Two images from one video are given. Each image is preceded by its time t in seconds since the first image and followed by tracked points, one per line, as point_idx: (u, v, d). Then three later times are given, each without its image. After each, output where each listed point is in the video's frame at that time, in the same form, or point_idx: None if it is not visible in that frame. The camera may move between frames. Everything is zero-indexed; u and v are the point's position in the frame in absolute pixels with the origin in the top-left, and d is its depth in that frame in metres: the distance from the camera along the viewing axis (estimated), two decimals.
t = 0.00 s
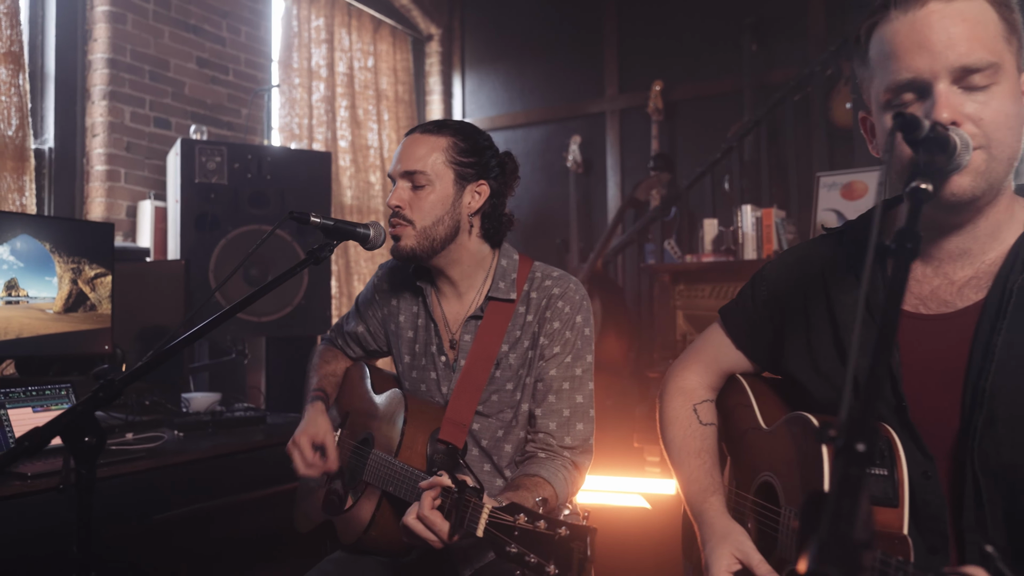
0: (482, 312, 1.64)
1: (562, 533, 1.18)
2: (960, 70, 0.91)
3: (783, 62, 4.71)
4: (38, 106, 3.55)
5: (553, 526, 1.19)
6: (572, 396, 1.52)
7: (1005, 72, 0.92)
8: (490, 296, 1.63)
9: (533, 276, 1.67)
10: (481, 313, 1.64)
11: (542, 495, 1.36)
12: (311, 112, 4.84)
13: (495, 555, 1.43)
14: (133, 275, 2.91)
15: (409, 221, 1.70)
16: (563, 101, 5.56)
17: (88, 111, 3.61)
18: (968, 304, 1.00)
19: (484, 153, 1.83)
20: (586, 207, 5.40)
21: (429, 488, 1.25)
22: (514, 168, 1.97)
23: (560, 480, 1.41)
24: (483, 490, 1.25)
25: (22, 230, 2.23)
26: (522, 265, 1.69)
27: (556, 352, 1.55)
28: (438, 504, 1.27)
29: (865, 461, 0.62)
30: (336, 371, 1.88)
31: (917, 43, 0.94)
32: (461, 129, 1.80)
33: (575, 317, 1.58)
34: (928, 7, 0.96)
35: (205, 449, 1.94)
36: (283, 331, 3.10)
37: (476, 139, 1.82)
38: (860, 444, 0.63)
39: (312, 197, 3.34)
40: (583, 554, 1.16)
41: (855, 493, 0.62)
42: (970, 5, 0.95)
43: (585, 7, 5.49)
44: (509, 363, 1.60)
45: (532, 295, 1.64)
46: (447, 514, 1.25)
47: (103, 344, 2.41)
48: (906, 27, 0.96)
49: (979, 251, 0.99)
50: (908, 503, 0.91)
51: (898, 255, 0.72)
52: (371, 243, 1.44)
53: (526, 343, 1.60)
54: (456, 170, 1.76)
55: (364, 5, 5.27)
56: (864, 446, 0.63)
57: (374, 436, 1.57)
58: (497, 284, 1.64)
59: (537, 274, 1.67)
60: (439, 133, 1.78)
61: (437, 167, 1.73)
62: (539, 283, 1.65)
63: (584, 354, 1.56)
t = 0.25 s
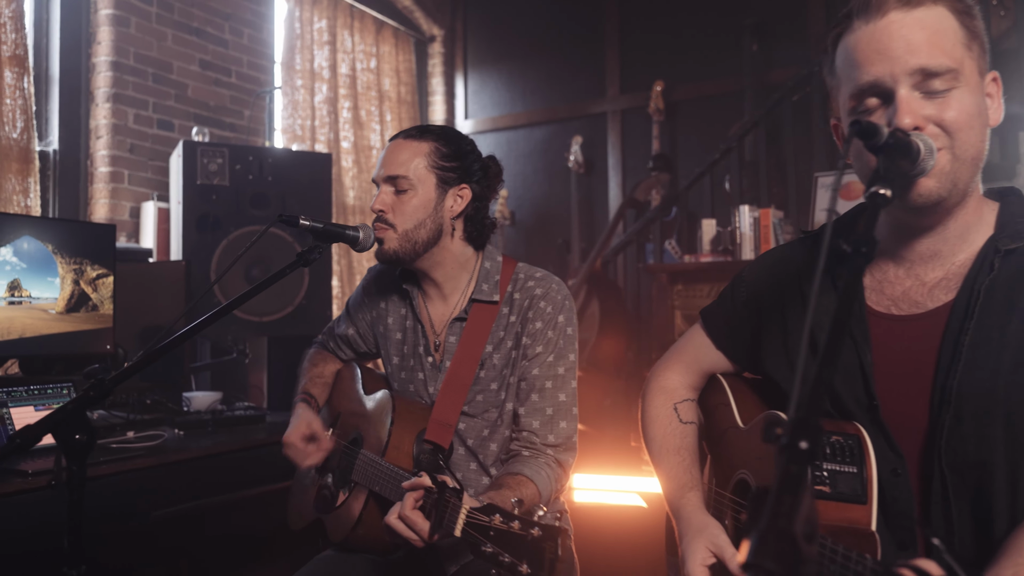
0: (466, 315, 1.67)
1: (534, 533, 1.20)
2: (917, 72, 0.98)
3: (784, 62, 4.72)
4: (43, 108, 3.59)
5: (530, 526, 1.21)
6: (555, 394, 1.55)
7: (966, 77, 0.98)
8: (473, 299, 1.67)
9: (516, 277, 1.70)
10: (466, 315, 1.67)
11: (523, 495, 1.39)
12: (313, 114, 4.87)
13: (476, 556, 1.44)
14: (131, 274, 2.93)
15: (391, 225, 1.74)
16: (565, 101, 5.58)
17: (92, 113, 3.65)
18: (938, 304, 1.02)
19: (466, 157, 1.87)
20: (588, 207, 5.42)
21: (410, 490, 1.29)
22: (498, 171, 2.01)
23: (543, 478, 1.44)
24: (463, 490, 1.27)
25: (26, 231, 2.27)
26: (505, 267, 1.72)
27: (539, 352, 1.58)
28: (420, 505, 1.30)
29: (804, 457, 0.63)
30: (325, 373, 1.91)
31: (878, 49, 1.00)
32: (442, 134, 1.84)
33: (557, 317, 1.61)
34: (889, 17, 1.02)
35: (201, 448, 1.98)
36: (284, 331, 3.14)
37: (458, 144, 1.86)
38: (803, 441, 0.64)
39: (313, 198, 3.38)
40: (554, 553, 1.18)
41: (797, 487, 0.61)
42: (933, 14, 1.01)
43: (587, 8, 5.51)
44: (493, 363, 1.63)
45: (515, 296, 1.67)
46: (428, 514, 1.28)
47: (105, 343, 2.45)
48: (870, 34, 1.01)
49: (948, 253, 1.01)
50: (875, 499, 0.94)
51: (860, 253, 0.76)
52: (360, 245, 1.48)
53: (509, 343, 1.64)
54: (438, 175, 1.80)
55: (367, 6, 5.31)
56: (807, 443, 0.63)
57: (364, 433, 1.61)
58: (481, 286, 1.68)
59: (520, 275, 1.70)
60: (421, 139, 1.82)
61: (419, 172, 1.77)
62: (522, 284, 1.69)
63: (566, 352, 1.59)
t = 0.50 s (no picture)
0: (448, 314, 1.72)
1: (500, 517, 1.26)
2: (886, 82, 1.00)
3: (784, 63, 4.72)
4: (46, 110, 3.63)
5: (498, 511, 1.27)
6: (537, 390, 1.58)
7: (934, 85, 1.00)
8: (455, 298, 1.71)
9: (497, 276, 1.74)
10: (447, 315, 1.71)
11: (507, 486, 1.41)
12: (315, 115, 4.90)
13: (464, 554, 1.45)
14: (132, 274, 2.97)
15: (377, 226, 1.77)
16: (566, 102, 5.59)
17: (95, 115, 3.69)
18: (910, 307, 1.04)
19: (450, 163, 1.91)
20: (588, 208, 5.44)
21: (388, 483, 1.36)
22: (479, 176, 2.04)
23: (526, 471, 1.47)
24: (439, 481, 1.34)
25: (28, 233, 2.30)
26: (487, 266, 1.77)
27: (520, 348, 1.61)
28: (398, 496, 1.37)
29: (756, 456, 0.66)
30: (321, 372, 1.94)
31: (848, 58, 1.02)
32: (427, 139, 1.88)
33: (537, 313, 1.64)
34: (859, 25, 1.04)
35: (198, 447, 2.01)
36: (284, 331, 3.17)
37: (443, 150, 1.90)
38: (757, 442, 0.67)
39: (314, 199, 3.40)
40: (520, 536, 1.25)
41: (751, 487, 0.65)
42: (903, 23, 1.03)
43: (588, 9, 5.53)
44: (476, 361, 1.67)
45: (496, 294, 1.72)
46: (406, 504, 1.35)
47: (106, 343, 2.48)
48: (841, 43, 1.04)
49: (921, 257, 1.03)
50: (845, 497, 0.96)
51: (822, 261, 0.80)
52: (351, 247, 1.53)
53: (491, 340, 1.68)
54: (422, 179, 1.84)
55: (368, 8, 5.34)
56: (761, 445, 0.67)
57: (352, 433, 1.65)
58: (462, 286, 1.73)
59: (501, 274, 1.75)
60: (407, 144, 1.86)
61: (404, 176, 1.81)
62: (503, 282, 1.73)
63: (547, 348, 1.62)
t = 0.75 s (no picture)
0: (434, 316, 1.75)
1: (481, 511, 1.29)
2: (860, 91, 1.02)
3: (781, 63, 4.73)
4: (47, 112, 3.66)
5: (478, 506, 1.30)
6: (522, 388, 1.61)
7: (908, 94, 1.02)
8: (440, 300, 1.74)
9: (481, 278, 1.78)
10: (434, 316, 1.74)
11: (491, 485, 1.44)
12: (314, 116, 4.92)
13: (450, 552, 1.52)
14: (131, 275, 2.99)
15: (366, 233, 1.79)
16: (565, 102, 5.61)
17: (95, 117, 3.72)
18: (886, 312, 1.06)
19: (435, 168, 1.92)
20: (587, 207, 5.46)
21: (375, 481, 1.41)
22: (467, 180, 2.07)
23: (511, 469, 1.50)
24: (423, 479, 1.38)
25: (28, 235, 2.33)
26: (470, 268, 1.79)
27: (504, 347, 1.65)
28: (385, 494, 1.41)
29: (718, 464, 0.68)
30: (310, 381, 1.98)
31: (824, 68, 1.04)
32: (411, 145, 1.90)
33: (521, 313, 1.68)
34: (834, 35, 1.06)
35: (195, 447, 2.04)
36: (283, 332, 3.19)
37: (428, 155, 1.92)
38: (718, 449, 0.69)
39: (312, 200, 3.41)
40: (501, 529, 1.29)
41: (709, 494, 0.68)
42: (877, 34, 1.05)
43: (586, 9, 5.55)
44: (461, 361, 1.70)
45: (480, 296, 1.75)
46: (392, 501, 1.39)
47: (106, 344, 2.51)
48: (817, 52, 1.06)
49: (898, 264, 1.05)
50: (820, 499, 0.99)
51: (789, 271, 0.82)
52: (343, 252, 1.56)
53: (476, 340, 1.71)
54: (407, 185, 1.86)
55: (368, 9, 5.36)
56: (722, 451, 0.68)
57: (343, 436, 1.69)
58: (447, 287, 1.76)
59: (485, 275, 1.78)
60: (392, 151, 1.88)
61: (390, 183, 1.83)
62: (487, 283, 1.77)
63: (531, 347, 1.64)
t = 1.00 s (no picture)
0: (416, 315, 1.81)
1: (453, 503, 1.33)
2: (830, 97, 1.04)
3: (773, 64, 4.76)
4: (41, 113, 3.67)
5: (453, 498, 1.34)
6: (502, 383, 1.67)
7: (878, 101, 1.04)
8: (422, 300, 1.80)
9: (462, 277, 1.83)
10: (416, 315, 1.80)
11: (474, 479, 1.48)
12: (309, 116, 4.94)
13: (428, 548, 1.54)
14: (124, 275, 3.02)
15: (351, 236, 1.84)
16: (558, 102, 5.63)
17: (89, 117, 3.74)
18: (857, 314, 1.08)
19: (416, 171, 1.97)
20: (581, 208, 5.48)
21: (354, 477, 1.46)
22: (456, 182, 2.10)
23: (492, 463, 1.54)
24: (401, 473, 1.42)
25: (21, 236, 2.35)
26: (452, 268, 1.85)
27: (484, 344, 1.71)
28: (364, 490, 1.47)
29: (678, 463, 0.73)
30: (299, 376, 2.03)
31: (796, 73, 1.06)
32: (392, 149, 1.94)
33: (500, 310, 1.73)
34: (807, 42, 1.09)
35: (186, 446, 2.07)
36: (276, 331, 3.21)
37: (408, 158, 1.96)
38: (678, 447, 0.74)
39: (305, 201, 3.44)
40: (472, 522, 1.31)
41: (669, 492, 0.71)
42: (849, 41, 1.07)
43: (579, 9, 5.57)
44: (443, 358, 1.76)
45: (461, 294, 1.81)
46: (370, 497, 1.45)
47: (99, 343, 2.53)
48: (790, 58, 1.08)
49: (867, 266, 1.08)
50: (791, 495, 1.03)
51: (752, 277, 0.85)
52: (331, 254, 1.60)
53: (457, 338, 1.77)
54: (390, 189, 1.91)
55: (362, 9, 5.38)
56: (682, 449, 0.73)
57: (330, 434, 1.73)
58: (428, 287, 1.82)
59: (465, 275, 1.84)
60: (374, 155, 1.92)
61: (373, 187, 1.87)
62: (468, 282, 1.82)
63: (510, 343, 1.70)
